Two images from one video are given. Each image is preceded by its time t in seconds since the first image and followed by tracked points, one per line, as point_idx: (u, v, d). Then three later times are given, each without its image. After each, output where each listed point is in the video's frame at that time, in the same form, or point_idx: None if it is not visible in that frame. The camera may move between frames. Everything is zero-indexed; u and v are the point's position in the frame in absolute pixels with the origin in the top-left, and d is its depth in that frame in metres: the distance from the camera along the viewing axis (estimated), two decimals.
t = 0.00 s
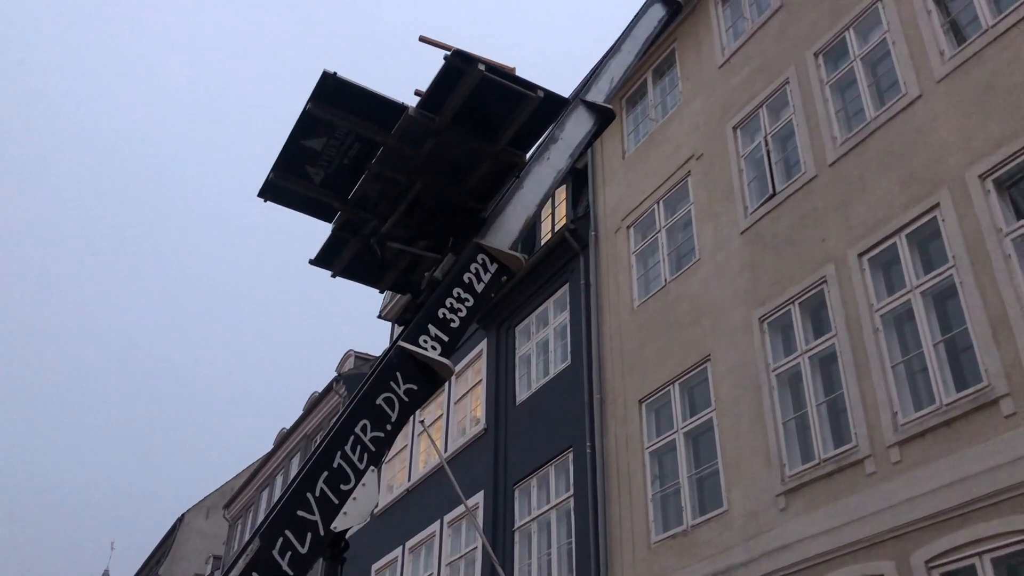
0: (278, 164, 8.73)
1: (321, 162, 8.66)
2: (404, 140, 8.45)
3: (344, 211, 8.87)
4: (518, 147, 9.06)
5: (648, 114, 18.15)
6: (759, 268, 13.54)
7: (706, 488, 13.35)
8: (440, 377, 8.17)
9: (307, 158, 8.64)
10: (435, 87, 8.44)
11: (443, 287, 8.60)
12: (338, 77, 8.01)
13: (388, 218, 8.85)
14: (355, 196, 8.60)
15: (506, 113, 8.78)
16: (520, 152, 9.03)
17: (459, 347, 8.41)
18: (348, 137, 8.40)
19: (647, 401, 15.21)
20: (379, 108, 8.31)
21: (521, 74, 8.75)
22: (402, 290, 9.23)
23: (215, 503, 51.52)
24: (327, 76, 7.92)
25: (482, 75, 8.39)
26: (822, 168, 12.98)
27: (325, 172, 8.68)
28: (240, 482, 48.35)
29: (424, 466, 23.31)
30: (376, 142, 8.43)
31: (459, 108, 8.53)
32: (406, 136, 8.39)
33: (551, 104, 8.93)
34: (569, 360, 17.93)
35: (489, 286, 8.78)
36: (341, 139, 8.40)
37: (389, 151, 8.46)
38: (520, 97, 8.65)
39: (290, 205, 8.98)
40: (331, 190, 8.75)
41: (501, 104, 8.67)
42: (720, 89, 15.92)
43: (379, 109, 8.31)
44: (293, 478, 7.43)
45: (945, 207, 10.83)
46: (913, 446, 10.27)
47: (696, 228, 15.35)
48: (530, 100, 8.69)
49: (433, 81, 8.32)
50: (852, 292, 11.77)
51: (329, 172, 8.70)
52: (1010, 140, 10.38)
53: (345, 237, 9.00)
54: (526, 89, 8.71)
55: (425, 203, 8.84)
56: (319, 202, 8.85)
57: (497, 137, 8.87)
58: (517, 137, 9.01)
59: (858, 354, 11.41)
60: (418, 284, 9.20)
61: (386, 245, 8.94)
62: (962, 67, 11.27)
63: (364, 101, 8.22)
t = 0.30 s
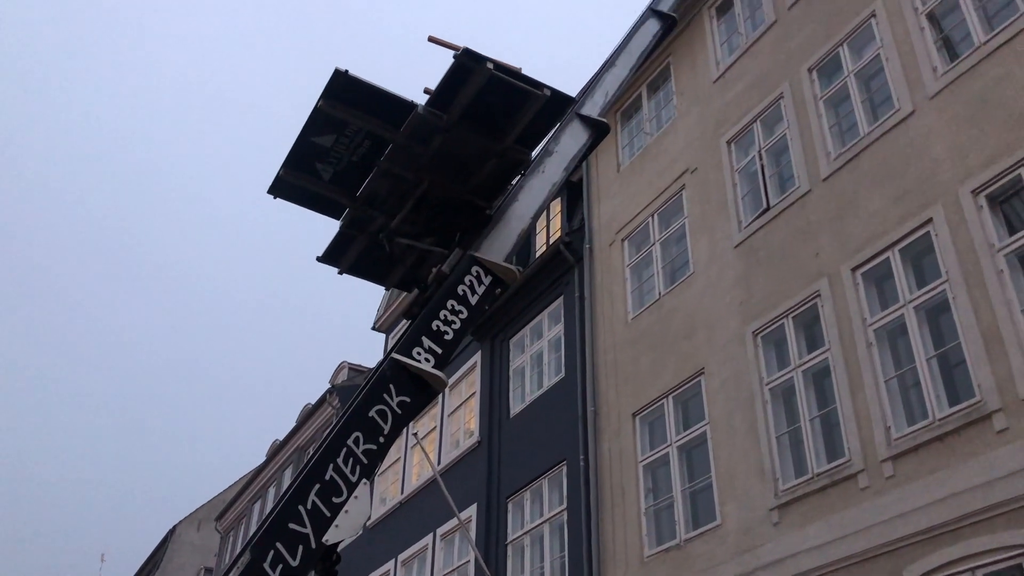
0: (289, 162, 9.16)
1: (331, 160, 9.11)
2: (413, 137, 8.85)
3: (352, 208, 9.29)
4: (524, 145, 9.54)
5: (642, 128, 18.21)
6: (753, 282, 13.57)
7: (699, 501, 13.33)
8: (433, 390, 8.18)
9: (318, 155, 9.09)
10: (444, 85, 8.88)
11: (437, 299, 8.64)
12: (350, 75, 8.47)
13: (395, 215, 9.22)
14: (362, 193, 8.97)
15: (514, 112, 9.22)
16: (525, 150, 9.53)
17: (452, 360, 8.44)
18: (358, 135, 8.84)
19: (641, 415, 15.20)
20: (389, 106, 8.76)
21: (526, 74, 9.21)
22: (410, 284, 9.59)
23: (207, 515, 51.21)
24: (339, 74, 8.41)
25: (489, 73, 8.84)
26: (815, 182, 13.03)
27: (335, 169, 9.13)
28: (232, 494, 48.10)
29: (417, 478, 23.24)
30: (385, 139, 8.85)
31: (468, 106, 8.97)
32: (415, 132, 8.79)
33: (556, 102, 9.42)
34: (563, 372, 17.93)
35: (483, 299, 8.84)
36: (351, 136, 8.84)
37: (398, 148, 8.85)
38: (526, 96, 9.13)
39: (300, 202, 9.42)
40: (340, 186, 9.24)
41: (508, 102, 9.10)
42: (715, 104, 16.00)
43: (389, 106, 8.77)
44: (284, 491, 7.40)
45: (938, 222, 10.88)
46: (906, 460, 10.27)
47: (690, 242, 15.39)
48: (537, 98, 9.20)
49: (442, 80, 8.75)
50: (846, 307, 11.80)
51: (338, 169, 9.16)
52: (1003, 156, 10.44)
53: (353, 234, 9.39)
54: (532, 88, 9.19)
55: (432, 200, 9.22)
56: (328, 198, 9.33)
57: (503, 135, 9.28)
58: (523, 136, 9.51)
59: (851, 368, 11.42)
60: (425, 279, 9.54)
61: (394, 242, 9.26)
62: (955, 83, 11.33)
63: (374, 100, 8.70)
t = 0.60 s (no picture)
0: (296, 168, 9.56)
1: (336, 166, 9.50)
2: (418, 145, 9.11)
3: (355, 214, 9.62)
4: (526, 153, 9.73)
5: (633, 151, 18.32)
6: (742, 306, 13.61)
7: (688, 525, 13.29)
8: (422, 411, 8.16)
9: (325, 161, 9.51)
10: (450, 93, 9.13)
11: (427, 320, 8.67)
12: (359, 83, 8.90)
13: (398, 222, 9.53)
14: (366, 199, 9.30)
15: (518, 119, 9.44)
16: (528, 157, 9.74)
17: (442, 380, 8.45)
18: (364, 141, 9.21)
19: (630, 437, 15.18)
20: (394, 113, 9.14)
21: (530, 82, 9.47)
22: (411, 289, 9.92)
23: (192, 535, 50.71)
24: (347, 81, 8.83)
25: (494, 82, 9.12)
26: (804, 207, 13.10)
27: (340, 176, 9.53)
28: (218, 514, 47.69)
29: (405, 500, 23.11)
30: (391, 146, 9.23)
31: (473, 113, 9.22)
32: (420, 140, 9.04)
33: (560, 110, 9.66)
34: (553, 394, 17.91)
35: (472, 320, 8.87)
36: (357, 143, 9.24)
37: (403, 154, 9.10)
38: (530, 104, 9.37)
39: (306, 206, 9.80)
40: (345, 193, 9.62)
41: (512, 110, 9.33)
42: (705, 128, 16.11)
43: (395, 113, 9.15)
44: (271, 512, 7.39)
45: (926, 248, 10.96)
46: (895, 485, 10.28)
47: (680, 265, 15.44)
48: (541, 106, 9.42)
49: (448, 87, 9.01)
50: (835, 331, 11.84)
51: (343, 176, 9.54)
52: (989, 183, 10.53)
53: (357, 239, 9.74)
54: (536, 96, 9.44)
55: (436, 207, 9.36)
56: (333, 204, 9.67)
57: (506, 142, 9.52)
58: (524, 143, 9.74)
59: (840, 392, 11.45)
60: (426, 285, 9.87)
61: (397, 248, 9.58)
62: (942, 110, 11.46)
63: (380, 107, 9.11)
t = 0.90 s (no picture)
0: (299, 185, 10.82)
1: (337, 182, 10.74)
2: (420, 159, 10.25)
3: (354, 228, 10.85)
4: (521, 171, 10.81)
5: (619, 184, 18.43)
6: (725, 339, 13.65)
7: (669, 559, 13.22)
8: (403, 441, 8.34)
9: (324, 177, 10.73)
10: (453, 112, 10.37)
11: (410, 350, 8.84)
12: (360, 100, 10.12)
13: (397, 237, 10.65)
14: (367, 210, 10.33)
15: (513, 137, 10.63)
16: (524, 176, 10.78)
17: (423, 411, 8.62)
18: (365, 157, 10.41)
19: (612, 470, 15.13)
20: (397, 132, 10.24)
21: (525, 103, 10.71)
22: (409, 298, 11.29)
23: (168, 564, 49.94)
24: (350, 99, 10.03)
25: (494, 101, 10.42)
26: (787, 242, 13.20)
27: (339, 192, 10.73)
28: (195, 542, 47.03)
29: (385, 530, 22.88)
30: (392, 161, 10.26)
31: (473, 131, 10.42)
32: (423, 153, 10.17)
33: (552, 134, 10.81)
34: (535, 425, 17.85)
35: (455, 351, 9.04)
36: (358, 158, 10.41)
37: (404, 169, 10.20)
38: (525, 122, 10.60)
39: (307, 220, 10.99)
40: (344, 208, 10.78)
41: (510, 127, 10.55)
42: (690, 162, 16.24)
43: (394, 132, 10.27)
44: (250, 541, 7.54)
45: (907, 285, 11.05)
46: (876, 521, 10.27)
47: (664, 298, 15.48)
48: (537, 125, 10.65)
49: (450, 105, 10.22)
50: (817, 366, 11.89)
51: (342, 192, 10.73)
52: (970, 222, 10.65)
53: (355, 253, 11.03)
54: (534, 116, 10.68)
55: (435, 217, 10.46)
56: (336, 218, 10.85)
57: (502, 160, 10.64)
58: (521, 161, 10.80)
59: (822, 428, 11.47)
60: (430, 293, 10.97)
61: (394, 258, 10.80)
62: (923, 149, 11.61)
63: (381, 126, 10.22)
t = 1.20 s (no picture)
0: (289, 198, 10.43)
1: (330, 197, 10.41)
2: (413, 176, 10.12)
3: (346, 242, 10.51)
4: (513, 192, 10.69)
5: (596, 219, 18.54)
6: (698, 378, 13.68)
7: None
8: (373, 472, 8.34)
9: (318, 192, 10.40)
10: (445, 130, 10.20)
11: (382, 380, 8.81)
12: (357, 117, 9.87)
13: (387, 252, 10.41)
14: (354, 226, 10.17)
15: (506, 158, 10.50)
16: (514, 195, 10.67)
17: (394, 441, 8.60)
18: (358, 172, 10.10)
19: (582, 506, 15.05)
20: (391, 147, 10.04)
21: (519, 125, 10.56)
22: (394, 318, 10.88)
23: None
24: (348, 114, 9.81)
25: (487, 122, 10.26)
26: (761, 282, 13.31)
27: (333, 206, 10.42)
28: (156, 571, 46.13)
29: (351, 562, 22.58)
30: (384, 177, 10.14)
31: (466, 150, 10.25)
32: (414, 171, 10.05)
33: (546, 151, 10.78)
34: (507, 459, 17.76)
35: (428, 382, 9.00)
36: (353, 173, 10.11)
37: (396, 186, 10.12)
38: (520, 144, 10.48)
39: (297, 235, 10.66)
40: (334, 223, 10.48)
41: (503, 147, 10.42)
42: (667, 200, 16.38)
43: (389, 147, 10.05)
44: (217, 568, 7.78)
45: (879, 327, 11.17)
46: (844, 563, 10.28)
47: (638, 334, 15.52)
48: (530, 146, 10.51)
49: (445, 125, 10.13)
50: (788, 406, 11.94)
51: (334, 206, 10.43)
52: (941, 267, 10.79)
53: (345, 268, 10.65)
54: (526, 137, 10.55)
55: (427, 234, 10.30)
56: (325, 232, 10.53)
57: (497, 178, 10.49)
58: (515, 179, 10.71)
59: (792, 468, 11.49)
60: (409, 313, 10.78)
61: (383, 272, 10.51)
62: (896, 194, 11.78)
63: (376, 140, 10.00)
